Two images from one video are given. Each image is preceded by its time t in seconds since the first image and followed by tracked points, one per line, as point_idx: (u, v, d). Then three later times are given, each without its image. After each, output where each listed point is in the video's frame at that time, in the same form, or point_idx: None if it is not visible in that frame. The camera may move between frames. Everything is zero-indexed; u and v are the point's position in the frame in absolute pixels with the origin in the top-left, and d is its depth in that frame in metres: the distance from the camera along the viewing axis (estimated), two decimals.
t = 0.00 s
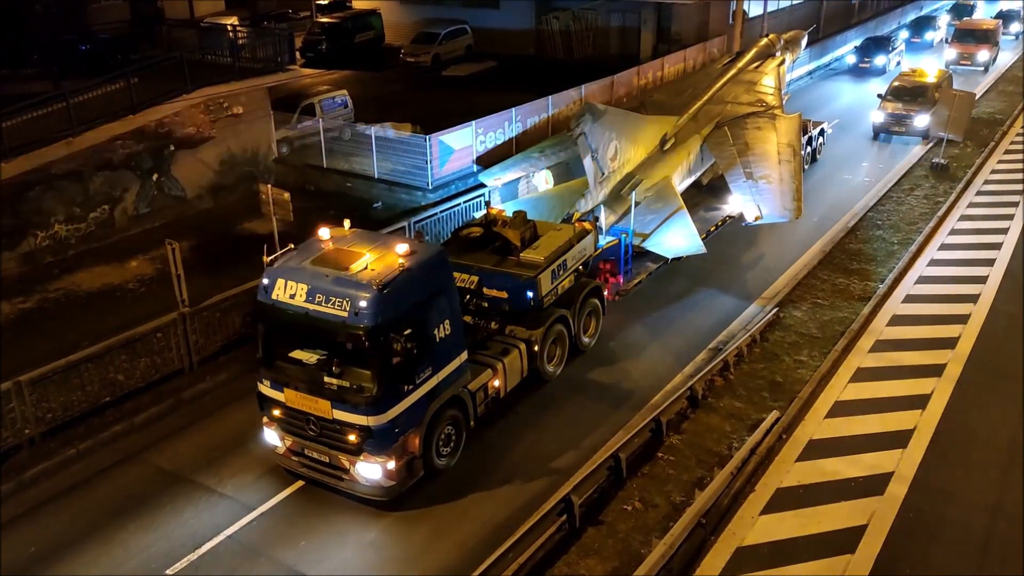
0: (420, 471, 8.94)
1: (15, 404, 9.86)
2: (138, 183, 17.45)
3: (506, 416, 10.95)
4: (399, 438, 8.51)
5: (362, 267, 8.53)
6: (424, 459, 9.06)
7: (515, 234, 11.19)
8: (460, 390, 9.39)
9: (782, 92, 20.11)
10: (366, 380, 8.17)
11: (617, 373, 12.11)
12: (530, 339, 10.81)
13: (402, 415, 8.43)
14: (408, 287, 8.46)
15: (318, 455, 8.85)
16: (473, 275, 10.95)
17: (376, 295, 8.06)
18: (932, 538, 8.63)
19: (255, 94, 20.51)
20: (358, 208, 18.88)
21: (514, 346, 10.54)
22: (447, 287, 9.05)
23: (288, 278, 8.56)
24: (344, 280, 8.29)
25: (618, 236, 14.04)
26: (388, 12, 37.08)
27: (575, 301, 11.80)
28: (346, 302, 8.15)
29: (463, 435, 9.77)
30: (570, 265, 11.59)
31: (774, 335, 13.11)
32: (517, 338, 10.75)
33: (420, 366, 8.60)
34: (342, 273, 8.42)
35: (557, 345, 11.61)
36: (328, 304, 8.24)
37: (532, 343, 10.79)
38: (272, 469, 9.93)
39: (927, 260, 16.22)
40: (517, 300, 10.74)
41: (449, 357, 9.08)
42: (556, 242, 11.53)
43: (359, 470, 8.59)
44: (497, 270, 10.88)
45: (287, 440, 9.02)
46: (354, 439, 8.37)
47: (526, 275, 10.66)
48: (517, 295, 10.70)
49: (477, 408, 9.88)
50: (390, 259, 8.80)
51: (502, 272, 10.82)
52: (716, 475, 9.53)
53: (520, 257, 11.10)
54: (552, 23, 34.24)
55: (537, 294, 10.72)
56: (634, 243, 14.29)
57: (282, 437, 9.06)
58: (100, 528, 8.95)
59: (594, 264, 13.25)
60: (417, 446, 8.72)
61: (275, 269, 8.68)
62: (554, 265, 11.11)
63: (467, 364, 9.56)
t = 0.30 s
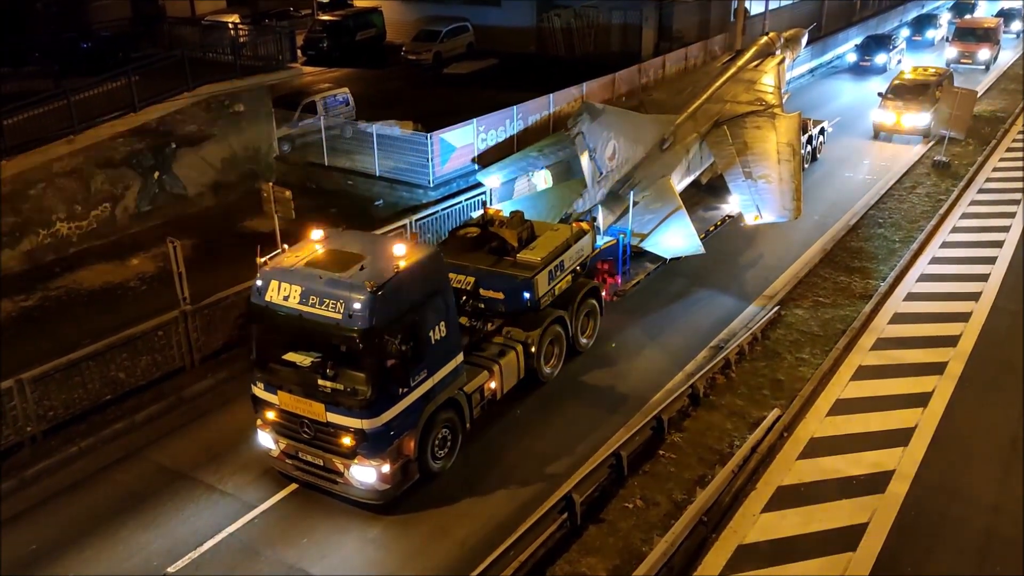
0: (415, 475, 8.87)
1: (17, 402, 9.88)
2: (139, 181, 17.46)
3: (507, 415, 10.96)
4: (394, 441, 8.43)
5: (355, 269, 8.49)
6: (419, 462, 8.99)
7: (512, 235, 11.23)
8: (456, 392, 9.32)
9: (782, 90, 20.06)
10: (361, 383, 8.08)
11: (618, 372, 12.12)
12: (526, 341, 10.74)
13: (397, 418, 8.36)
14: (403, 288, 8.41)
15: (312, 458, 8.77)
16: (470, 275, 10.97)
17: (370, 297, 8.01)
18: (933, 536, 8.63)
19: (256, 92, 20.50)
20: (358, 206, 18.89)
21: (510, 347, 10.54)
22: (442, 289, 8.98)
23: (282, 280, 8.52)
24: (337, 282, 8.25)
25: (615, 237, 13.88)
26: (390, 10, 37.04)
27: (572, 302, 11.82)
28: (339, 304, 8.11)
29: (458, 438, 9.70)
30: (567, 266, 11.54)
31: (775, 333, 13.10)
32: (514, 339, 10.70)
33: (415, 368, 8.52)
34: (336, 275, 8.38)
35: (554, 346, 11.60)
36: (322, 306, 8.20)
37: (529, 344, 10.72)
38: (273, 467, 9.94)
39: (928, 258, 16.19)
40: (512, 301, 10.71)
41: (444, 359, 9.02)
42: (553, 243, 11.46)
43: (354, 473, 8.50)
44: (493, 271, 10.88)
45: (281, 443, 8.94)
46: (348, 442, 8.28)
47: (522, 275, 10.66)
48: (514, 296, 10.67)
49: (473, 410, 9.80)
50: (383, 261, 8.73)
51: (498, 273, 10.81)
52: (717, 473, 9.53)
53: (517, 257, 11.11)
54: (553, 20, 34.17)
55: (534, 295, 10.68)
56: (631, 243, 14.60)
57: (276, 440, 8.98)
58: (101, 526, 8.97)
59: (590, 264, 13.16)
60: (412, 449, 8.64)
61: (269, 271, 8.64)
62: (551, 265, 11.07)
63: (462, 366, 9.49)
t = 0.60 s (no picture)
0: (408, 479, 8.78)
1: (17, 402, 9.88)
2: (139, 180, 17.46)
3: (507, 415, 10.98)
4: (387, 446, 8.35)
5: (348, 272, 8.44)
6: (413, 466, 8.90)
7: (508, 237, 11.17)
8: (450, 396, 9.22)
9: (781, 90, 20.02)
10: (353, 387, 7.99)
11: (619, 372, 12.13)
12: (521, 343, 10.71)
13: (390, 422, 8.28)
14: (397, 290, 8.32)
15: (305, 463, 8.69)
16: (464, 278, 11.01)
17: (363, 301, 7.94)
18: (932, 535, 8.64)
19: (257, 91, 20.51)
20: (358, 205, 18.88)
21: (505, 350, 10.45)
22: (437, 292, 8.90)
23: (274, 282, 8.45)
24: (329, 285, 8.18)
25: (613, 237, 13.94)
26: (389, 9, 37.07)
27: (567, 304, 11.75)
28: (332, 307, 8.04)
29: (452, 442, 9.60)
30: (563, 267, 11.53)
31: (776, 333, 13.10)
32: (509, 343, 10.62)
33: (408, 372, 8.44)
34: (328, 278, 8.31)
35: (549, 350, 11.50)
36: (314, 310, 8.13)
37: (524, 347, 10.68)
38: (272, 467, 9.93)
39: (929, 258, 16.18)
40: (507, 303, 10.79)
41: (438, 363, 8.92)
42: (549, 245, 11.44)
43: (346, 478, 8.42)
44: (490, 273, 10.90)
45: (273, 447, 8.87)
46: (341, 447, 8.20)
47: (517, 278, 10.63)
48: (509, 298, 10.72)
49: (468, 414, 9.72)
50: (377, 264, 8.66)
51: (493, 275, 10.84)
52: (717, 473, 9.54)
53: (512, 259, 11.06)
54: (553, 20, 34.12)
55: (530, 297, 10.63)
56: (629, 245, 14.14)
57: (268, 444, 8.91)
58: (101, 525, 8.98)
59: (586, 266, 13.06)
60: (405, 454, 8.56)
61: (261, 274, 8.57)
62: (547, 267, 11.01)
63: (457, 369, 9.39)
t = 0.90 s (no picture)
0: (402, 485, 8.74)
1: (18, 401, 9.88)
2: (140, 180, 17.46)
3: (508, 416, 11.00)
4: (380, 452, 8.32)
5: (342, 276, 8.36)
6: (406, 472, 8.86)
7: (504, 239, 11.16)
8: (444, 400, 9.21)
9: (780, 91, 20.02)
10: (346, 393, 7.97)
11: (619, 372, 12.15)
12: (517, 347, 10.65)
13: (383, 427, 8.27)
14: (390, 294, 8.28)
15: (297, 468, 8.65)
16: (459, 280, 10.91)
17: (356, 305, 7.87)
18: (933, 535, 8.64)
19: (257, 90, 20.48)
20: (359, 205, 18.89)
21: (501, 354, 10.39)
22: (430, 295, 8.86)
23: (266, 287, 8.38)
24: (322, 289, 8.09)
25: (608, 240, 13.94)
26: (390, 9, 37.06)
27: (563, 307, 11.68)
28: (325, 312, 7.96)
29: (447, 447, 9.57)
30: (560, 270, 11.45)
31: (775, 333, 13.11)
32: (505, 347, 10.57)
33: (401, 377, 8.42)
34: (321, 282, 8.22)
35: (546, 355, 11.46)
36: (307, 314, 8.04)
37: (519, 351, 10.64)
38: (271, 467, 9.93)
39: (929, 258, 16.18)
40: (503, 306, 10.70)
41: (432, 367, 8.90)
42: (545, 247, 11.40)
43: (339, 484, 8.36)
44: (485, 276, 10.83)
45: (266, 452, 8.82)
46: (334, 452, 8.18)
47: (513, 281, 10.58)
48: (505, 301, 10.65)
49: (462, 419, 9.70)
50: (370, 267, 8.56)
51: (489, 278, 10.78)
52: (717, 473, 9.54)
53: (508, 262, 11.03)
54: (554, 20, 34.09)
55: (525, 301, 10.61)
56: (625, 247, 14.20)
57: (261, 450, 8.86)
58: (102, 524, 8.98)
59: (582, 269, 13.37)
60: (399, 459, 8.54)
61: (253, 278, 8.52)
62: (543, 270, 10.98)
63: (451, 374, 9.36)
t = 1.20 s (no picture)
0: (396, 490, 8.65)
1: (18, 401, 9.90)
2: (140, 180, 17.48)
3: (507, 416, 11.01)
4: (373, 457, 8.24)
5: (333, 281, 8.27)
6: (400, 478, 8.77)
7: (500, 242, 11.19)
8: (439, 405, 9.10)
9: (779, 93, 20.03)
10: (339, 398, 7.90)
11: (620, 372, 12.16)
12: (512, 351, 10.52)
13: (376, 433, 8.17)
14: (383, 299, 8.20)
15: (290, 474, 8.58)
16: (454, 284, 10.84)
17: (348, 310, 7.80)
18: (933, 535, 8.64)
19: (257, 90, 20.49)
20: (359, 205, 18.92)
21: (496, 358, 10.29)
22: (424, 299, 8.76)
23: (258, 290, 8.28)
24: (314, 294, 8.01)
25: (606, 243, 13.90)
26: (391, 10, 37.11)
27: (559, 311, 11.63)
28: (316, 317, 7.88)
29: (441, 452, 9.49)
30: (555, 274, 11.43)
31: (776, 333, 13.12)
32: (500, 350, 10.46)
33: (395, 382, 8.32)
34: (314, 286, 8.14)
35: (542, 357, 11.38)
36: (298, 319, 7.96)
37: (515, 355, 10.49)
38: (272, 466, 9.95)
39: (929, 258, 16.20)
40: (498, 310, 10.60)
41: (426, 372, 8.80)
42: (541, 251, 11.38)
43: (332, 490, 8.31)
44: (480, 280, 10.78)
45: (258, 458, 8.76)
46: (326, 458, 8.11)
47: (508, 285, 10.55)
48: (499, 305, 10.57)
49: (457, 423, 9.60)
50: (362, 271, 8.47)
51: (483, 282, 10.71)
52: (717, 473, 9.55)
53: (503, 265, 11.04)
54: (554, 20, 34.11)
55: (520, 304, 10.59)
56: (623, 250, 14.27)
57: (253, 455, 8.81)
58: (102, 524, 8.99)
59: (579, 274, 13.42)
60: (392, 465, 8.43)
61: (245, 281, 8.40)
62: (538, 274, 10.98)
63: (446, 378, 9.26)
